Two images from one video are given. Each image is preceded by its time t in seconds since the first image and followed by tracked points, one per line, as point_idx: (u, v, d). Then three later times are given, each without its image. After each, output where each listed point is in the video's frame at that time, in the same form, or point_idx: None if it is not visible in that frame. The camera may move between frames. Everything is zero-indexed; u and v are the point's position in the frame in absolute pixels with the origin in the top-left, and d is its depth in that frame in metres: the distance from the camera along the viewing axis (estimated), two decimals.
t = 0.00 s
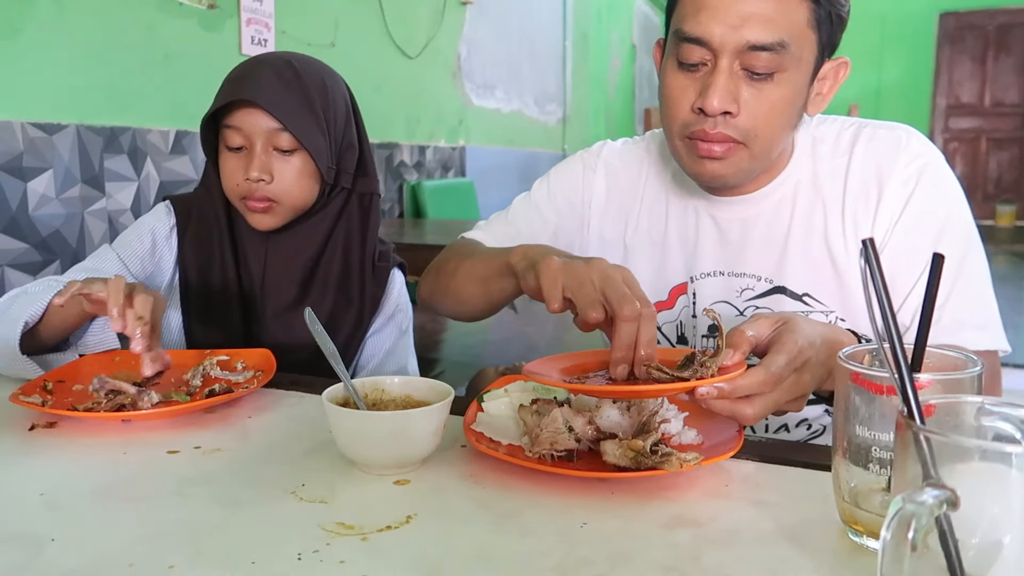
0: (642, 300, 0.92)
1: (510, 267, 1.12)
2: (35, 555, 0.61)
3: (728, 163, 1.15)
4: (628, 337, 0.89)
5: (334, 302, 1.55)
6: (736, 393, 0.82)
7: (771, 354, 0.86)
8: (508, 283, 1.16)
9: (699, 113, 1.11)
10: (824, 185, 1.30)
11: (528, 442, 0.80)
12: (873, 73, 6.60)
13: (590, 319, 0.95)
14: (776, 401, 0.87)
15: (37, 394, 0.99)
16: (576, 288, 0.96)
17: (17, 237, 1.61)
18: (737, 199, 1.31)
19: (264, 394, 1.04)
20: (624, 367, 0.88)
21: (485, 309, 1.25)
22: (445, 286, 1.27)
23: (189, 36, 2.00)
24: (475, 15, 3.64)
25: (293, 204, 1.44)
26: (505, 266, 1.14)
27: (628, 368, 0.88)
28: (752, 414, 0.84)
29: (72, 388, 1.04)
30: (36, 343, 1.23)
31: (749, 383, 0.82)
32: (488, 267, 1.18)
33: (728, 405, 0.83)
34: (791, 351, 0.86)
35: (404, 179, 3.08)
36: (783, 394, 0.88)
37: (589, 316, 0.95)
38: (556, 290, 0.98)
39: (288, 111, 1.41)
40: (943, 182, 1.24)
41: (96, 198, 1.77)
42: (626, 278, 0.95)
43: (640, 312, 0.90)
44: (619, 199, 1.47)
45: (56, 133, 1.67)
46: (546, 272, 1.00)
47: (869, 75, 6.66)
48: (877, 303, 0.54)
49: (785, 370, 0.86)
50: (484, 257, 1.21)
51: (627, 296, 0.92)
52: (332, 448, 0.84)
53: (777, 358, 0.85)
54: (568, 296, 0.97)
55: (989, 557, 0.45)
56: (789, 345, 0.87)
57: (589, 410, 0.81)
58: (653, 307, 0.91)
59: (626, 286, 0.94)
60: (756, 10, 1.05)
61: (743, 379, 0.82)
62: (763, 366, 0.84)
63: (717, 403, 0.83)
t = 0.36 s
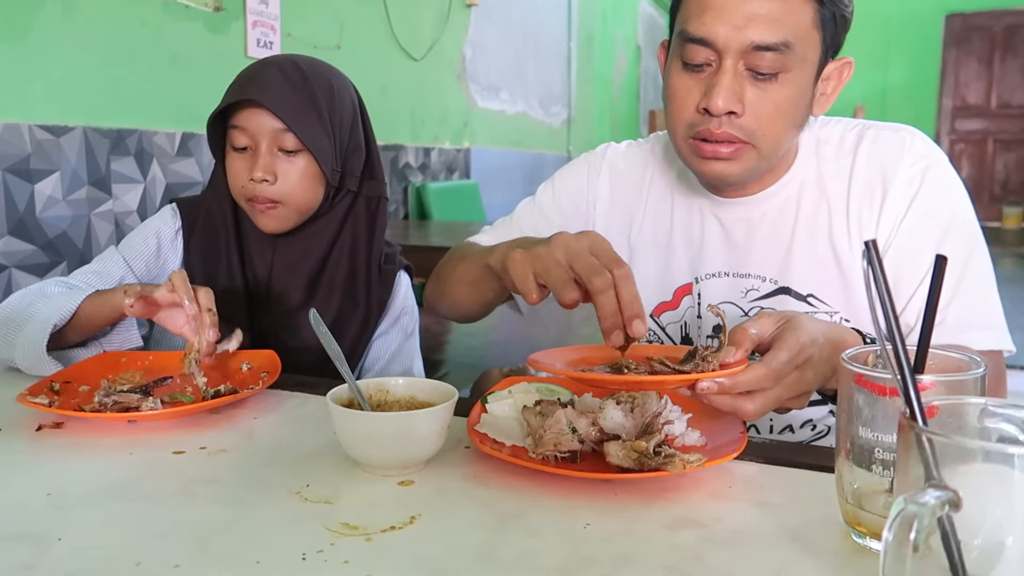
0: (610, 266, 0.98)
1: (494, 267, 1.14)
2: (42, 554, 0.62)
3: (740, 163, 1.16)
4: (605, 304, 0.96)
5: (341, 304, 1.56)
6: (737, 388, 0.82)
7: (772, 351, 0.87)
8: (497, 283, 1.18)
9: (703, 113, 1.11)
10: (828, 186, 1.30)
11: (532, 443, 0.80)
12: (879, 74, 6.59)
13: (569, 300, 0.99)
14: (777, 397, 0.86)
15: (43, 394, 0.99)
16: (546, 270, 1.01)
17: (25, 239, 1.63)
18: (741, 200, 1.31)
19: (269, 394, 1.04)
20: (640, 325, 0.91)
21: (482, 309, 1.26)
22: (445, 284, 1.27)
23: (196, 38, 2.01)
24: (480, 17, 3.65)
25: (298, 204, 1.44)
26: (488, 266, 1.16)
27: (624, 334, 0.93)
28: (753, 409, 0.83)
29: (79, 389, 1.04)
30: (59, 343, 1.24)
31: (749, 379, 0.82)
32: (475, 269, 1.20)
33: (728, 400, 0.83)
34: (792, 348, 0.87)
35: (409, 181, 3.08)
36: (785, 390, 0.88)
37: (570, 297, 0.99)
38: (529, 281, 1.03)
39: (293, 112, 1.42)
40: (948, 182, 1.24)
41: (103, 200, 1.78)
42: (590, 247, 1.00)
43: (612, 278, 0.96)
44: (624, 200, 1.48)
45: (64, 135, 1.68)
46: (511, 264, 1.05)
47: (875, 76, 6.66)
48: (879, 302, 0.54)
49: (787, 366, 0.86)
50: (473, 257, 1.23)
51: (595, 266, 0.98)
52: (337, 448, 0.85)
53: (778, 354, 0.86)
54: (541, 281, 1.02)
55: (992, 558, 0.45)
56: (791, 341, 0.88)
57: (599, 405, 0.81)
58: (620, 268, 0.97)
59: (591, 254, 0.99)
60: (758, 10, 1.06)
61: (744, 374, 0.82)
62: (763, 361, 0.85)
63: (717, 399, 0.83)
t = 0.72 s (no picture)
0: (621, 288, 0.97)
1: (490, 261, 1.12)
2: (45, 555, 0.62)
3: (740, 167, 1.15)
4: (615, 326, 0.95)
5: (345, 308, 1.56)
6: (739, 397, 0.81)
7: (774, 358, 0.86)
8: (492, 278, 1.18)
9: (706, 116, 1.11)
10: (831, 188, 1.30)
11: (535, 446, 0.80)
12: (882, 76, 6.59)
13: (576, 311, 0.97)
14: (781, 405, 0.86)
15: (47, 396, 1.00)
16: (558, 285, 0.98)
17: (28, 241, 1.63)
18: (743, 201, 1.31)
19: (271, 396, 1.04)
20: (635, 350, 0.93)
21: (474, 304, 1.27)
22: (438, 274, 1.27)
23: (199, 42, 2.02)
24: (482, 20, 3.65)
25: (303, 228, 1.45)
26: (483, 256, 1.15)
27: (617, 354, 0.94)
28: (755, 417, 0.83)
29: (82, 390, 1.04)
30: (43, 338, 1.27)
31: (751, 387, 0.82)
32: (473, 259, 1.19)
33: (731, 408, 0.83)
34: (794, 356, 0.87)
35: (412, 183, 3.09)
36: (787, 398, 0.87)
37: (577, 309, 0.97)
38: (539, 287, 0.99)
39: (298, 134, 1.41)
40: (951, 184, 1.24)
41: (106, 202, 1.78)
42: (602, 263, 0.98)
43: (624, 302, 0.95)
44: (625, 201, 1.47)
45: (67, 138, 1.68)
46: (524, 270, 1.00)
47: (877, 79, 6.65)
48: (883, 305, 0.54)
49: (788, 374, 0.86)
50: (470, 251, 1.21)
51: (608, 286, 0.96)
52: (339, 450, 0.85)
53: (780, 363, 0.86)
54: (552, 293, 0.99)
55: (996, 560, 0.45)
56: (792, 349, 0.87)
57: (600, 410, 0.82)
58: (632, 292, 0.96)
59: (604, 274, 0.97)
60: (761, 13, 1.06)
61: (746, 383, 0.82)
62: (766, 370, 0.84)
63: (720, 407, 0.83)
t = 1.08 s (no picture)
0: (599, 304, 0.92)
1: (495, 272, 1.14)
2: (48, 555, 0.62)
3: (745, 166, 1.15)
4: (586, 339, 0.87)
5: (347, 309, 1.55)
6: (745, 396, 0.82)
7: (779, 356, 0.86)
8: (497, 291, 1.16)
9: (710, 114, 1.11)
10: (837, 187, 1.29)
11: (538, 445, 0.80)
12: (887, 77, 6.57)
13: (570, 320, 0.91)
14: (786, 404, 0.87)
15: (51, 396, 1.00)
16: (538, 295, 0.98)
17: (32, 242, 1.63)
18: (748, 199, 1.31)
19: (275, 396, 1.04)
20: (612, 365, 0.83)
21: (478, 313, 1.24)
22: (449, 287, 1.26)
23: (204, 42, 2.02)
24: (486, 21, 3.65)
25: (302, 213, 1.44)
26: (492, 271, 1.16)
27: (595, 371, 0.83)
28: (761, 416, 0.84)
29: (86, 390, 1.05)
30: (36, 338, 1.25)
31: (758, 386, 0.83)
32: (481, 273, 1.18)
33: (737, 407, 0.84)
34: (800, 354, 0.86)
35: (416, 184, 3.09)
36: (793, 396, 0.88)
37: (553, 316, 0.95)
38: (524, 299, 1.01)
39: (309, 119, 1.43)
40: (957, 183, 1.23)
41: (110, 203, 1.79)
42: (586, 281, 0.96)
43: (596, 313, 0.89)
44: (627, 202, 1.47)
45: (72, 139, 1.68)
46: (510, 281, 1.03)
47: (882, 79, 6.63)
48: (888, 304, 0.53)
49: (794, 371, 0.86)
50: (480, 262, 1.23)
51: (583, 299, 0.92)
52: (342, 450, 0.85)
53: (786, 361, 0.85)
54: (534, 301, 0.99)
55: (1004, 560, 0.45)
56: (799, 347, 0.87)
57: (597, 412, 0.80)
58: (608, 309, 0.90)
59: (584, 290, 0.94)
60: (765, 10, 1.06)
61: (753, 381, 0.82)
62: (772, 368, 0.84)
63: (726, 406, 0.84)
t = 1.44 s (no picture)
0: (607, 296, 0.92)
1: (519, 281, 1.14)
2: (54, 552, 0.62)
3: (754, 166, 1.16)
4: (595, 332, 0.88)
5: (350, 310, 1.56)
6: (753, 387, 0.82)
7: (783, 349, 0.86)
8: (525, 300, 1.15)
9: (718, 113, 1.11)
10: (842, 187, 1.29)
11: (543, 445, 0.80)
12: (894, 76, 6.55)
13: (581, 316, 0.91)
14: (791, 396, 0.86)
15: (57, 394, 1.00)
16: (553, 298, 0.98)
17: (40, 241, 1.64)
18: (754, 199, 1.30)
19: (280, 395, 1.05)
20: (623, 356, 0.84)
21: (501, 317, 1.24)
22: (466, 290, 1.27)
23: (210, 42, 2.03)
24: (492, 21, 3.66)
25: (306, 217, 1.44)
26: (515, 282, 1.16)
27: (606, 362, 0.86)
28: (768, 407, 0.84)
29: (92, 389, 1.05)
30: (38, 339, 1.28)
31: (765, 377, 0.82)
32: (506, 282, 1.18)
33: (744, 400, 0.83)
34: (803, 346, 0.86)
35: (421, 184, 3.09)
36: (796, 387, 0.87)
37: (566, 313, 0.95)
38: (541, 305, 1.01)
39: (320, 125, 1.44)
40: (963, 182, 1.23)
41: (117, 202, 1.80)
42: (600, 278, 0.96)
43: (602, 307, 0.90)
44: (634, 202, 1.47)
45: (79, 139, 1.69)
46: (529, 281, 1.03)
47: (889, 79, 6.60)
48: (892, 303, 0.53)
49: (799, 364, 0.85)
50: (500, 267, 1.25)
51: (592, 293, 0.93)
52: (347, 449, 0.85)
53: (790, 352, 0.85)
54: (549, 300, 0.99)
55: (1007, 560, 0.45)
56: (802, 339, 0.86)
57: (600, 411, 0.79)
58: (616, 301, 0.91)
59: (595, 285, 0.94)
60: (773, 10, 1.05)
61: (761, 372, 0.81)
62: (780, 360, 0.84)
63: (733, 398, 0.83)
